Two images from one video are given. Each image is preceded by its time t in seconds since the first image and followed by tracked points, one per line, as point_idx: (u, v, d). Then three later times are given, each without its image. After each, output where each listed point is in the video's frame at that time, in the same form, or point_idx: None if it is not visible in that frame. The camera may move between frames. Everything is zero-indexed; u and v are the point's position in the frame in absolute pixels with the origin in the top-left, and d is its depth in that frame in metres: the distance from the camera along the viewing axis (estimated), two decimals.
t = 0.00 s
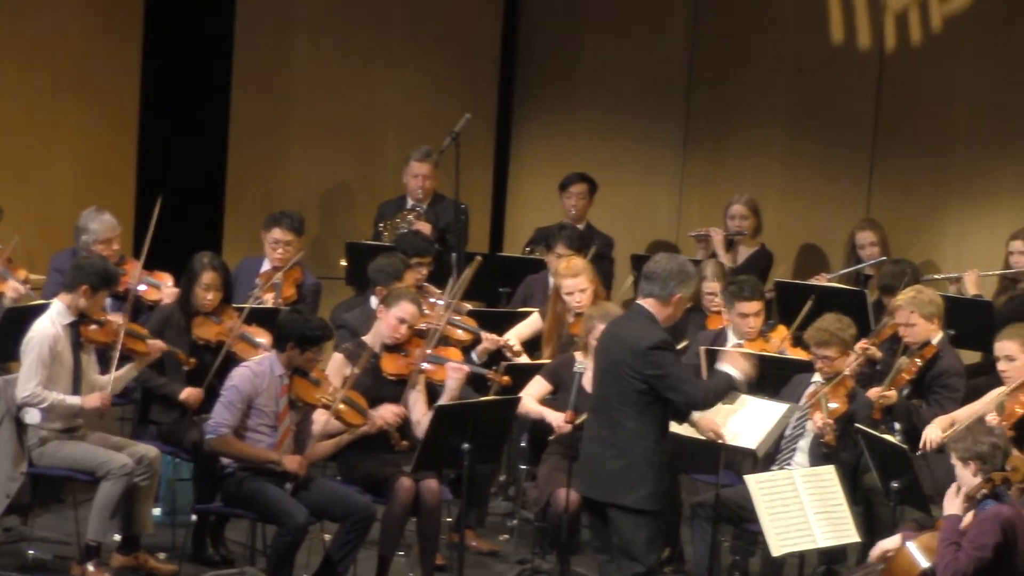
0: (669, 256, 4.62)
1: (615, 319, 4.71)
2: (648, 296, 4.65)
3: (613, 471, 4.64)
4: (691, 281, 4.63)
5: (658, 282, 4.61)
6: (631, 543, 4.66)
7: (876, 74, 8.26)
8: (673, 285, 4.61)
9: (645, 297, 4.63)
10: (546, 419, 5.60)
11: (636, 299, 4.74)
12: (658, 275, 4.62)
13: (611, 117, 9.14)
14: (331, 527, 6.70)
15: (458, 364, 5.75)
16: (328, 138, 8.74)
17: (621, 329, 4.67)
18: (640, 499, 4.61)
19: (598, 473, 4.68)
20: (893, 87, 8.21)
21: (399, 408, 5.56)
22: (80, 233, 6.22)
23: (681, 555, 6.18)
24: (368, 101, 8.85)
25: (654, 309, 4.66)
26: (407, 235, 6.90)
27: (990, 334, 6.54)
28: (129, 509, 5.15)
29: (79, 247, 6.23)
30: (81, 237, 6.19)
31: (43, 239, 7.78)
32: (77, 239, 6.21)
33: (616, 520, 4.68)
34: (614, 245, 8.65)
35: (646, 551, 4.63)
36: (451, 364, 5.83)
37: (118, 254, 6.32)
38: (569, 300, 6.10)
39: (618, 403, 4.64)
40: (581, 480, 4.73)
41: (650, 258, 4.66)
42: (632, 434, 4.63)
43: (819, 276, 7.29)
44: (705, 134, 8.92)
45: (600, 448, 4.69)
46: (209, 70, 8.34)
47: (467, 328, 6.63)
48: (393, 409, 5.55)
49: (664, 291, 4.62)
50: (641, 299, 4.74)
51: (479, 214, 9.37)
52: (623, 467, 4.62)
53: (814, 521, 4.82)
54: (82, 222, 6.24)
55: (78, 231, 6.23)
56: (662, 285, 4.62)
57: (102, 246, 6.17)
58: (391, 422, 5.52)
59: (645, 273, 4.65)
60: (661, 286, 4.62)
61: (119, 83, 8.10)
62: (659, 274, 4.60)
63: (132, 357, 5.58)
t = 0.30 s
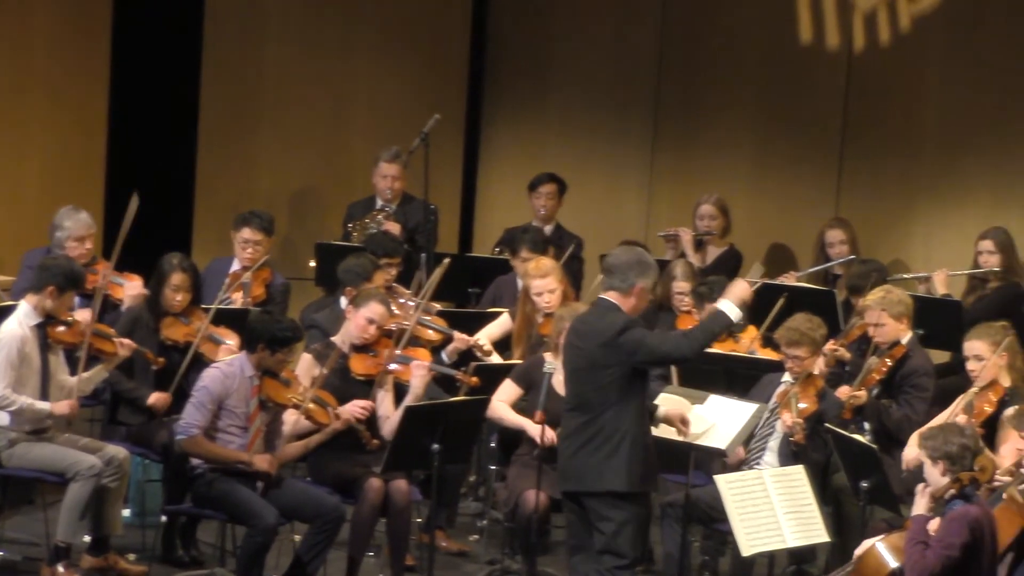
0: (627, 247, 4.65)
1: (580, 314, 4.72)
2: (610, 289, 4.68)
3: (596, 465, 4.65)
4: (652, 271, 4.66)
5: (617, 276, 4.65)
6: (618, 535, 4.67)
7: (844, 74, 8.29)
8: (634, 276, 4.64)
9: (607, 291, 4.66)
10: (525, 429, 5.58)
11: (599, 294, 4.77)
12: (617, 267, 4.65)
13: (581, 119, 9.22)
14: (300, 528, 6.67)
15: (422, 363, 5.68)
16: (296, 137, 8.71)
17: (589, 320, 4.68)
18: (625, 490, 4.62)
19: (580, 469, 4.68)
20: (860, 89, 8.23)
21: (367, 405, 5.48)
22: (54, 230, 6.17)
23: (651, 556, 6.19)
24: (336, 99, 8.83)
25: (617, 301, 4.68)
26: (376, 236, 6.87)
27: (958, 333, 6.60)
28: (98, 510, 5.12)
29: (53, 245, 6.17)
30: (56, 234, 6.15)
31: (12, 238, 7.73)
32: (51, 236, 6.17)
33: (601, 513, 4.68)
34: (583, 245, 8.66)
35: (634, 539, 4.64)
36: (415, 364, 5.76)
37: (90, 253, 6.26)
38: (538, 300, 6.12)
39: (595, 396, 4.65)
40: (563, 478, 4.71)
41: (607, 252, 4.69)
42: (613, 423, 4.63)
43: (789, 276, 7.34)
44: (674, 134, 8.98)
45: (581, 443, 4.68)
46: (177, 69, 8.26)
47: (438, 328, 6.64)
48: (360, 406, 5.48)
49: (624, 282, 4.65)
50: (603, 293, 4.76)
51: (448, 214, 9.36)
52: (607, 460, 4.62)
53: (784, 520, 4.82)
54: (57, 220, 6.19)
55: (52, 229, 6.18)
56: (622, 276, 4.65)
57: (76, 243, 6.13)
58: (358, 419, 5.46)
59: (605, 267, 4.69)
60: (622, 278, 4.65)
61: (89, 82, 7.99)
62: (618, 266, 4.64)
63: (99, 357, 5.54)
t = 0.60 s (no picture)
0: (597, 249, 4.68)
1: (552, 317, 4.73)
2: (582, 289, 4.71)
3: (570, 467, 4.66)
4: (621, 270, 4.69)
5: (588, 276, 4.67)
6: (594, 535, 4.68)
7: (814, 74, 8.33)
8: (605, 276, 4.67)
9: (578, 291, 4.68)
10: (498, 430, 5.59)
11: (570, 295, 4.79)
12: (587, 268, 4.67)
13: (551, 119, 9.26)
14: (272, 529, 6.65)
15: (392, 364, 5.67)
16: (266, 136, 8.68)
17: (562, 323, 4.69)
18: (600, 490, 4.64)
19: (555, 471, 4.68)
20: (830, 89, 8.27)
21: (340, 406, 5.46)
22: (25, 232, 6.14)
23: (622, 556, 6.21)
24: (306, 98, 8.82)
25: (590, 302, 4.71)
26: (347, 237, 6.88)
27: (928, 332, 6.66)
28: (70, 511, 5.09)
29: (23, 246, 6.14)
30: (26, 236, 6.12)
31: None
32: (21, 237, 6.13)
33: (577, 515, 4.69)
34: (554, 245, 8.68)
35: (608, 541, 4.65)
36: (384, 364, 5.73)
37: (61, 255, 6.24)
38: (508, 301, 6.09)
39: (569, 399, 4.66)
40: (537, 481, 4.71)
41: (577, 252, 4.71)
42: (587, 425, 4.65)
43: (759, 277, 7.39)
44: (644, 134, 9.01)
45: (555, 446, 4.69)
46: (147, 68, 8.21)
47: (409, 330, 6.65)
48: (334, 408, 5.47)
49: (595, 283, 4.68)
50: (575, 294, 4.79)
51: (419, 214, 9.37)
52: (583, 462, 4.64)
53: (755, 521, 4.78)
54: (28, 221, 6.16)
55: (23, 230, 6.15)
56: (593, 277, 4.67)
57: (46, 245, 6.10)
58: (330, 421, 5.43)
59: (575, 268, 4.70)
60: (592, 278, 4.68)
61: (58, 81, 7.95)
62: (587, 266, 4.66)
63: (70, 356, 5.50)
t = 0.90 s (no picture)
0: (591, 255, 4.72)
1: (541, 318, 4.73)
2: (571, 292, 4.73)
3: (554, 469, 4.66)
4: (613, 280, 4.73)
5: (579, 279, 4.70)
6: (575, 537, 4.69)
7: (794, 74, 8.36)
8: (597, 283, 4.70)
9: (568, 294, 4.71)
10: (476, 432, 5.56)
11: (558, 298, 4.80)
12: (580, 273, 4.71)
13: (532, 119, 9.28)
14: (253, 530, 6.65)
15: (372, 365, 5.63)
16: (247, 136, 8.66)
17: (553, 327, 4.68)
18: (583, 492, 4.66)
19: (538, 472, 4.68)
20: (810, 90, 8.30)
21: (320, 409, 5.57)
22: (4, 234, 6.12)
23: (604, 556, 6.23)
24: (287, 97, 8.81)
25: (578, 305, 4.73)
26: (329, 237, 6.88)
27: (909, 331, 6.71)
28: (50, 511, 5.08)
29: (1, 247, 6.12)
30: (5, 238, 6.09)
31: None
32: None
33: (558, 516, 4.70)
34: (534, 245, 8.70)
35: (589, 544, 4.67)
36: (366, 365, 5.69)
37: (40, 255, 6.23)
38: (488, 301, 6.09)
39: (554, 401, 4.66)
40: (519, 482, 4.71)
41: (572, 256, 4.75)
42: (571, 429, 4.66)
43: (740, 277, 7.43)
44: (624, 134, 9.03)
45: (538, 447, 4.69)
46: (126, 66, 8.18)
47: (391, 333, 6.64)
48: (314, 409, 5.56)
49: (586, 288, 4.70)
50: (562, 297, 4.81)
51: (400, 214, 9.40)
52: (569, 463, 4.65)
53: (736, 521, 4.78)
54: (6, 223, 6.13)
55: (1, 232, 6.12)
56: (585, 282, 4.70)
57: (25, 247, 6.08)
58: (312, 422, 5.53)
59: (567, 272, 4.74)
60: (584, 283, 4.71)
61: (37, 79, 7.91)
62: (580, 270, 4.70)
63: (52, 356, 5.51)
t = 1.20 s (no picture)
0: (571, 254, 4.71)
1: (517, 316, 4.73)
2: (550, 291, 4.72)
3: (530, 464, 4.65)
4: (591, 279, 4.73)
5: (561, 278, 4.69)
6: (548, 533, 4.69)
7: (768, 75, 8.42)
8: (576, 282, 4.70)
9: (548, 293, 4.70)
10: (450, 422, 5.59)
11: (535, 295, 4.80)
12: (560, 271, 4.69)
13: (507, 119, 9.30)
14: (227, 531, 6.62)
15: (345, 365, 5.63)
16: (222, 134, 8.65)
17: (530, 325, 4.70)
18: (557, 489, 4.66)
19: (513, 469, 4.67)
20: (784, 90, 8.36)
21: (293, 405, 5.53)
22: None
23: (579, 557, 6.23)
24: (262, 95, 8.80)
25: (556, 304, 4.74)
26: (305, 238, 6.90)
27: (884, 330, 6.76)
28: (24, 511, 5.04)
29: None
30: None
31: None
32: None
33: (531, 513, 4.69)
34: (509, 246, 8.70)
35: (564, 540, 4.67)
36: (339, 367, 5.69)
37: (12, 254, 6.20)
38: (463, 302, 6.11)
39: (530, 398, 4.66)
40: (494, 478, 4.70)
41: (551, 255, 4.73)
42: (545, 426, 4.67)
43: (715, 278, 7.47)
44: (599, 134, 9.07)
45: (513, 444, 4.69)
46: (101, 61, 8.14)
47: (365, 334, 6.61)
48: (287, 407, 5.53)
49: (566, 287, 4.70)
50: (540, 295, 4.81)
51: (375, 213, 9.41)
52: (544, 460, 4.65)
53: (711, 522, 4.80)
54: None
55: None
56: (566, 280, 4.69)
57: None
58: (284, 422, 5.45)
59: (547, 270, 4.72)
60: (564, 282, 4.70)
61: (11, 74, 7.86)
62: (562, 269, 4.68)
63: (27, 358, 5.48)
